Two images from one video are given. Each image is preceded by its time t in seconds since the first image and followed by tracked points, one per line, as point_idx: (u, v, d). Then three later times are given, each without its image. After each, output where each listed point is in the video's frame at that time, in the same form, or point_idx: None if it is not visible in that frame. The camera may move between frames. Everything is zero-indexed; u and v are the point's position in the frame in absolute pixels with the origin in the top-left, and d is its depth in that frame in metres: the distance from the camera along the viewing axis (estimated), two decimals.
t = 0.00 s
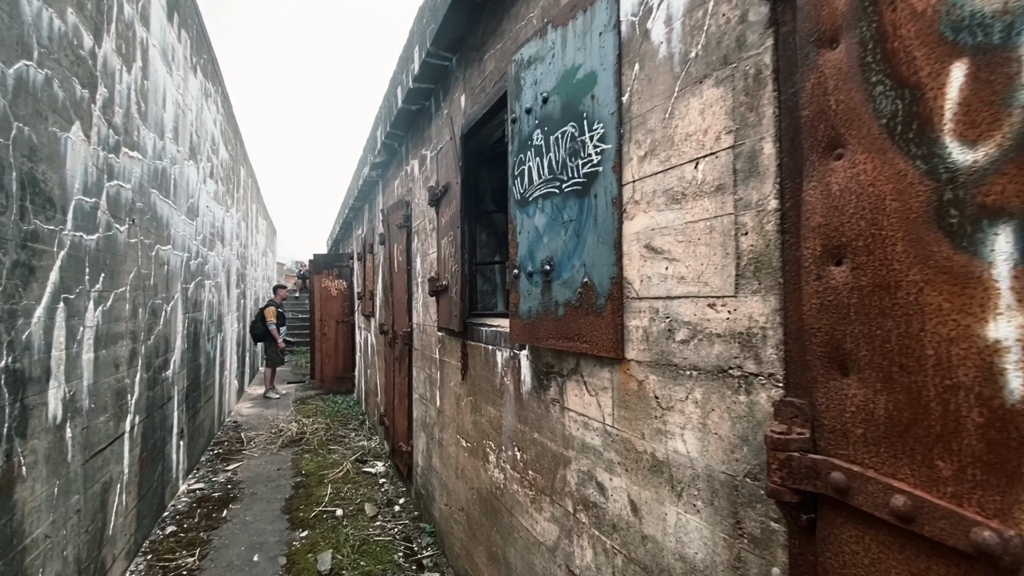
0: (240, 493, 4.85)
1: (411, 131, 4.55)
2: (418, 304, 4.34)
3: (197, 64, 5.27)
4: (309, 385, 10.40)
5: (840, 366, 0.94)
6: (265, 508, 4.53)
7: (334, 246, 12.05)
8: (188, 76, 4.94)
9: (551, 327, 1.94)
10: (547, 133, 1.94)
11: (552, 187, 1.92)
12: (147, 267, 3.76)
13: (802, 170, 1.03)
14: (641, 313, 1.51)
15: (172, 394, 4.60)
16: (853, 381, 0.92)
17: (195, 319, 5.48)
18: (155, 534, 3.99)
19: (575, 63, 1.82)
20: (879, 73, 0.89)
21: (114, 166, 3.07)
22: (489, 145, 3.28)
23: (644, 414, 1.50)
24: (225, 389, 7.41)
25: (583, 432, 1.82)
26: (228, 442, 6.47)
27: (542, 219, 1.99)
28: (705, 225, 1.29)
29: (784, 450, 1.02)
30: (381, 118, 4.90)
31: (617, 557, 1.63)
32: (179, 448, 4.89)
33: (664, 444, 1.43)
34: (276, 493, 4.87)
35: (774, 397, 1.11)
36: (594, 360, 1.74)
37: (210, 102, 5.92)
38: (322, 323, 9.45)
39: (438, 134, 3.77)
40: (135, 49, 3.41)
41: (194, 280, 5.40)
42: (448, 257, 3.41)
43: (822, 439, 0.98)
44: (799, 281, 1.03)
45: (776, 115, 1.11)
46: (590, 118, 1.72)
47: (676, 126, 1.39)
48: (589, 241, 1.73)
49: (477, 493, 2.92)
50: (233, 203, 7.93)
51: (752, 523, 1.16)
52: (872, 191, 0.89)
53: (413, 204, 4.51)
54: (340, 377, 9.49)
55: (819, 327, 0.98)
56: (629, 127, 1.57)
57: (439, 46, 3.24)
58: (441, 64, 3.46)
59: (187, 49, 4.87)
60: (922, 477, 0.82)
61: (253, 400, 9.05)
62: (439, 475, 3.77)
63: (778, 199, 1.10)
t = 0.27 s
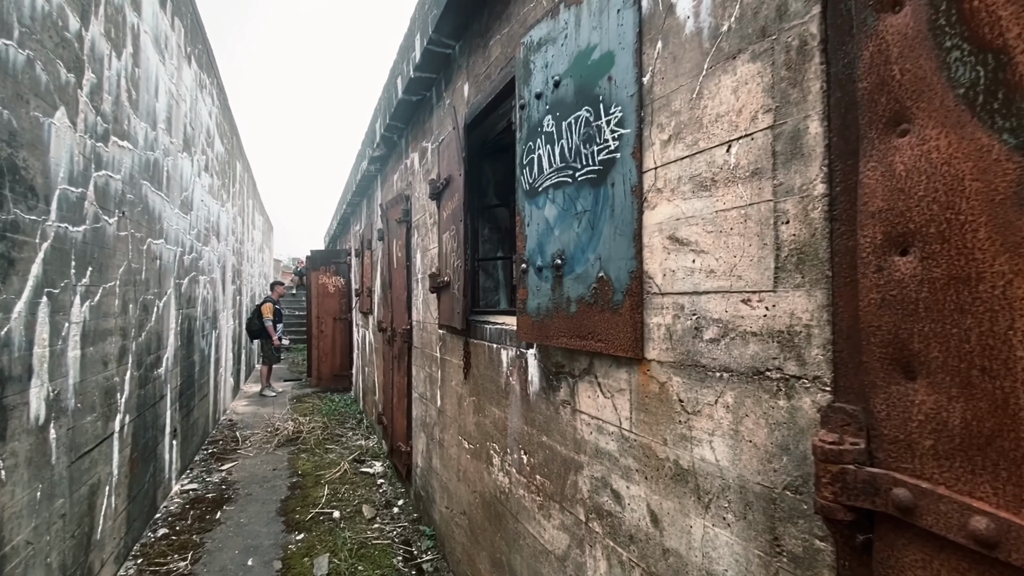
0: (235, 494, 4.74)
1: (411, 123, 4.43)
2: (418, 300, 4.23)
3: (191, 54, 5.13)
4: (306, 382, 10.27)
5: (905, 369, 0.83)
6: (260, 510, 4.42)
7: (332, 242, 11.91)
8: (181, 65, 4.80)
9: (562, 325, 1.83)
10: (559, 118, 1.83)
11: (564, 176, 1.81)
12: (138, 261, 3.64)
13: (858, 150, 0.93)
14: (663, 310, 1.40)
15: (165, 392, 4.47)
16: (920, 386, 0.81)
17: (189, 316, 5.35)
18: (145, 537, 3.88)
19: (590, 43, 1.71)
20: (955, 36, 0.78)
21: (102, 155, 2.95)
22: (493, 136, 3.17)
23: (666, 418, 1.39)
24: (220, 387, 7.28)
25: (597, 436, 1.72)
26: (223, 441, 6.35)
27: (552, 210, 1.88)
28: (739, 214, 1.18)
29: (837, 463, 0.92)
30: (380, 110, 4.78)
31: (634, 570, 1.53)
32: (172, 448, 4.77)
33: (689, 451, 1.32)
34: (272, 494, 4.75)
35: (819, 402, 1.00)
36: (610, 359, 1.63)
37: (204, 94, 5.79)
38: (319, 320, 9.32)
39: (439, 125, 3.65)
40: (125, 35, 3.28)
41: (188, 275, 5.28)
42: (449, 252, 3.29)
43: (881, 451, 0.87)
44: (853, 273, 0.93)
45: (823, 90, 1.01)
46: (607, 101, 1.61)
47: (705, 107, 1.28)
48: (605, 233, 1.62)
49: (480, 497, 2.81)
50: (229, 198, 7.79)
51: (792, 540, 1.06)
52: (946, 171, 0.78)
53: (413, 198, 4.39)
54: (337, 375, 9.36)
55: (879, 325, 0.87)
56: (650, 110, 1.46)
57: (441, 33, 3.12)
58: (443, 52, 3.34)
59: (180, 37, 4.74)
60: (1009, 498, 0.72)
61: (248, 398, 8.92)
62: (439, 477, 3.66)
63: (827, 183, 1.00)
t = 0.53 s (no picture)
0: (226, 499, 4.58)
1: (411, 115, 4.29)
2: (417, 298, 4.10)
3: (181, 43, 4.96)
4: (299, 382, 10.08)
5: (1015, 372, 0.72)
6: (253, 515, 4.26)
7: (326, 240, 11.73)
8: (172, 54, 4.63)
9: (581, 323, 1.70)
10: (579, 101, 1.71)
11: (584, 162, 1.68)
12: (125, 256, 3.48)
13: (950, 121, 0.81)
14: (701, 306, 1.28)
15: (153, 393, 4.31)
16: None
17: (178, 314, 5.18)
18: (132, 544, 3.71)
19: (615, 18, 1.58)
20: None
21: (86, 143, 2.80)
22: (498, 126, 3.04)
23: (704, 425, 1.27)
24: (211, 387, 7.09)
25: (620, 443, 1.59)
26: (214, 443, 6.17)
27: (570, 199, 1.75)
28: (795, 198, 1.06)
29: (929, 479, 0.80)
30: (377, 103, 4.63)
31: None
32: (161, 450, 4.60)
33: (732, 461, 1.20)
34: (265, 498, 4.60)
35: (898, 409, 0.88)
36: (637, 360, 1.51)
37: (196, 85, 5.61)
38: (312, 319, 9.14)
39: (440, 116, 3.52)
40: (112, 17, 3.12)
41: (177, 272, 5.10)
42: (452, 248, 3.15)
43: (981, 467, 0.76)
44: (945, 262, 0.81)
45: (904, 55, 0.89)
46: (635, 80, 1.49)
47: (752, 81, 1.16)
48: (632, 223, 1.49)
49: (485, 503, 2.68)
50: (220, 193, 7.61)
51: (862, 563, 0.95)
52: None
53: (412, 193, 4.25)
54: (330, 375, 9.19)
55: (982, 321, 0.76)
56: (686, 88, 1.34)
57: (444, 19, 2.99)
58: (445, 40, 3.21)
59: (170, 25, 4.56)
60: None
61: (240, 398, 8.73)
62: (440, 481, 3.53)
63: (908, 160, 0.88)
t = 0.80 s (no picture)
0: (213, 508, 4.36)
1: (409, 108, 4.11)
2: (415, 299, 3.92)
3: (167, 31, 4.73)
4: (287, 385, 9.82)
5: None
6: (241, 526, 4.05)
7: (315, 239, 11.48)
8: (157, 42, 4.41)
9: (613, 326, 1.54)
10: (611, 83, 1.56)
11: (617, 149, 1.53)
12: (105, 252, 3.27)
13: None
14: (764, 308, 1.14)
15: (136, 398, 4.08)
16: None
17: (163, 314, 4.95)
18: (112, 559, 3.49)
19: None
20: None
21: (63, 130, 2.59)
22: (506, 117, 2.88)
23: (767, 442, 1.13)
24: (196, 390, 6.82)
25: (658, 458, 1.45)
26: (200, 448, 5.93)
27: (600, 190, 1.60)
28: (888, 183, 0.92)
29: None
30: (373, 95, 4.45)
31: None
32: (144, 458, 4.37)
33: (804, 485, 1.06)
34: (254, 508, 4.38)
35: None
36: (680, 367, 1.36)
37: (182, 76, 5.38)
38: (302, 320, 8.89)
39: (442, 107, 3.35)
40: None
41: (162, 270, 4.87)
42: (455, 245, 2.98)
43: None
44: None
45: None
46: (681, 56, 1.34)
47: (830, 52, 1.02)
48: (676, 215, 1.35)
49: (493, 516, 2.51)
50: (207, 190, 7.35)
51: None
52: None
53: (410, 189, 4.08)
54: (320, 377, 8.95)
55: None
56: (743, 63, 1.20)
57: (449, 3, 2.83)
58: (449, 27, 3.05)
59: (155, 10, 4.34)
60: None
61: (226, 402, 8.45)
62: (439, 491, 3.35)
63: None
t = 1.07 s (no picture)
0: (195, 520, 4.13)
1: (402, 100, 3.94)
2: (409, 300, 3.75)
3: (146, 17, 4.49)
4: (271, 388, 9.54)
5: None
6: (224, 539, 3.83)
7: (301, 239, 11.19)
8: (135, 28, 4.18)
9: (641, 332, 1.40)
10: (639, 65, 1.43)
11: (646, 137, 1.40)
12: (78, 250, 3.05)
13: None
14: (827, 313, 1.01)
15: (111, 405, 3.85)
16: None
17: (141, 316, 4.70)
18: None
19: None
20: None
21: (31, 116, 2.38)
22: (509, 109, 2.73)
23: (830, 463, 1.01)
24: (176, 394, 6.54)
25: (693, 476, 1.31)
26: (179, 455, 5.67)
27: (625, 181, 1.46)
28: (991, 168, 0.80)
29: None
30: (364, 88, 4.27)
31: None
32: (120, 467, 4.13)
33: (879, 513, 0.94)
34: (238, 519, 4.17)
35: None
36: (720, 377, 1.23)
37: (162, 66, 5.14)
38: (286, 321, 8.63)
39: (438, 99, 3.19)
40: None
41: (140, 269, 4.63)
42: (453, 243, 2.82)
43: None
44: None
45: None
46: (723, 32, 1.21)
47: (911, 22, 0.90)
48: (717, 209, 1.22)
49: (496, 532, 2.36)
50: (188, 186, 7.08)
51: None
52: None
53: (403, 185, 3.91)
54: (305, 380, 8.69)
55: None
56: (799, 38, 1.08)
57: None
58: (448, 14, 2.89)
59: None
60: None
61: (207, 406, 8.16)
62: (434, 502, 3.19)
63: None
